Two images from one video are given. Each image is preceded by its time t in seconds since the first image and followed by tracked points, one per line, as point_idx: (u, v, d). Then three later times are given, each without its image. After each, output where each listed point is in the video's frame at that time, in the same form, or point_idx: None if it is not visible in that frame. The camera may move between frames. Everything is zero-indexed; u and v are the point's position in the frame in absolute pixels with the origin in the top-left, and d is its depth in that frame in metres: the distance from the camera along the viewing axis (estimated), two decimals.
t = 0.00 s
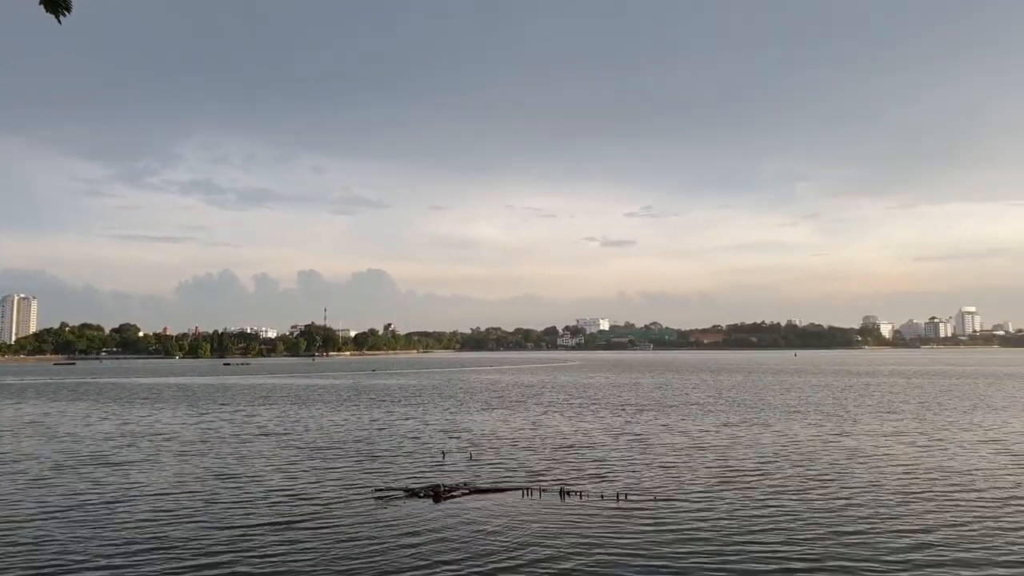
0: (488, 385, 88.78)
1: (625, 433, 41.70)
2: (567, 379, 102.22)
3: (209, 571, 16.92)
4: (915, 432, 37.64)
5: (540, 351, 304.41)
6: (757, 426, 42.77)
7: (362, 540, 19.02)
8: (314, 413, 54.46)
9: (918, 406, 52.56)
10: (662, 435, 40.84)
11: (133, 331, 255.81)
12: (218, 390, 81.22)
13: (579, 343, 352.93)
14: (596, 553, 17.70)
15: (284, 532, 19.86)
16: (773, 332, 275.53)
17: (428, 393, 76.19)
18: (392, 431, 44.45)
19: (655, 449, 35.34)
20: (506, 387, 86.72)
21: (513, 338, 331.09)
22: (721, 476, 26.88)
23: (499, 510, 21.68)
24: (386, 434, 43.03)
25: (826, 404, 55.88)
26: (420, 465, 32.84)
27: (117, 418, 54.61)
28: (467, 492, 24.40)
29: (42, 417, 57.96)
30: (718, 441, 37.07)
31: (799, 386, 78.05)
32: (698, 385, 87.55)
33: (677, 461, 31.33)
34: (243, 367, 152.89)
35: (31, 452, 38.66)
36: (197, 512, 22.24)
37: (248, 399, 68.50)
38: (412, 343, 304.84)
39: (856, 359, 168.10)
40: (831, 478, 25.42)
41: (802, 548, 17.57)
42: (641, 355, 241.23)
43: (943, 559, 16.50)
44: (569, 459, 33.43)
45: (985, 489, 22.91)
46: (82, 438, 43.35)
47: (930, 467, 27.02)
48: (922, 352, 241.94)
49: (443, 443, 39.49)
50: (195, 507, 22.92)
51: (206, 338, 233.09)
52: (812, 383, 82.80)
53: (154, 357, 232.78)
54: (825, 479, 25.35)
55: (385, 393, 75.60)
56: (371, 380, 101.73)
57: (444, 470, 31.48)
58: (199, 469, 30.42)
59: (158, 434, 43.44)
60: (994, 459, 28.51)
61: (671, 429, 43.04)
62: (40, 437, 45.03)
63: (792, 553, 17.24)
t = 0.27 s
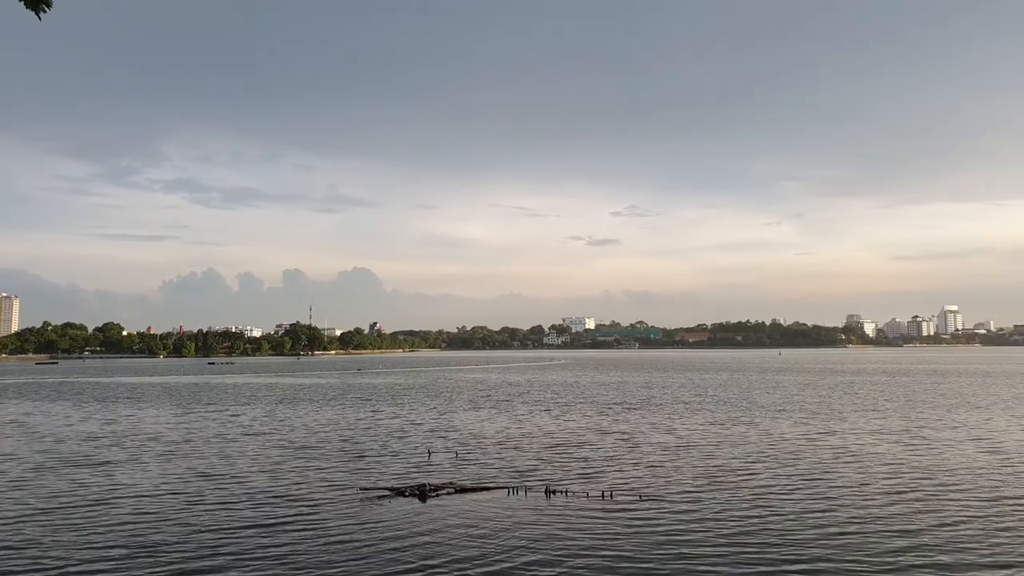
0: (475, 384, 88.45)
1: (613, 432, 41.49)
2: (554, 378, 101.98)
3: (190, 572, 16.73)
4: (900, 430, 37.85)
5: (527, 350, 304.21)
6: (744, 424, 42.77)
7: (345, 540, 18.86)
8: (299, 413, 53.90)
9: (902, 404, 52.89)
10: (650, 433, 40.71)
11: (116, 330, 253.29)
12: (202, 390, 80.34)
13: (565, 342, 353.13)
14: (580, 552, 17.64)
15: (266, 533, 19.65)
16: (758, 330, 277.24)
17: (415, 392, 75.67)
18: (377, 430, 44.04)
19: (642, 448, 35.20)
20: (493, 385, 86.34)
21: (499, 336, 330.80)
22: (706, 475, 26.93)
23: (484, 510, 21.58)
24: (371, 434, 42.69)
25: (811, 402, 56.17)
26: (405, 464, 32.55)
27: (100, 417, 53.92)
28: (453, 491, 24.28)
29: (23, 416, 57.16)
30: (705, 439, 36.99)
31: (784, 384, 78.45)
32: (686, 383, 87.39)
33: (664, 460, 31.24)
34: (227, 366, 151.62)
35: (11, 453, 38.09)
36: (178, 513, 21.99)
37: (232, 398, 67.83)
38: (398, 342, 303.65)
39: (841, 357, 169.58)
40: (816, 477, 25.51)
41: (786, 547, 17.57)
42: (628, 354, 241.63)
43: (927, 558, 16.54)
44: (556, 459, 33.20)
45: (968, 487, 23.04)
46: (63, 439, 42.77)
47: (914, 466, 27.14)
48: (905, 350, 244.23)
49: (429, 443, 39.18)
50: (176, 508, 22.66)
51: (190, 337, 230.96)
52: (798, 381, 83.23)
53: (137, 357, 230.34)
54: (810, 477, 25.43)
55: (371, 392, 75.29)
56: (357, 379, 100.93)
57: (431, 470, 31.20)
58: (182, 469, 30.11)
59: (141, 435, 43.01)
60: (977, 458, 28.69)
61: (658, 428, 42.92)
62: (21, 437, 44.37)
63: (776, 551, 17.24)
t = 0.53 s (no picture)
0: (466, 383, 88.17)
1: (605, 431, 41.40)
2: (545, 377, 101.79)
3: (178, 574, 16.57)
4: (890, 428, 38.04)
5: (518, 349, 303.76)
6: (735, 423, 42.75)
7: (336, 540, 18.75)
8: (289, 413, 53.58)
9: (891, 401, 53.19)
10: (642, 432, 40.63)
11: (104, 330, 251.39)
12: (191, 390, 79.74)
13: (556, 341, 352.97)
14: (572, 550, 17.60)
15: (256, 533, 19.52)
16: (747, 328, 278.47)
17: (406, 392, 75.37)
18: (368, 430, 43.76)
19: (634, 447, 35.11)
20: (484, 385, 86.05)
21: (490, 336, 330.25)
22: (697, 473, 26.96)
23: (475, 508, 21.52)
24: (362, 434, 42.43)
25: (801, 400, 56.39)
26: (396, 464, 32.35)
27: (87, 419, 53.42)
28: (444, 490, 24.22)
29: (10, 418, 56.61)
30: (697, 438, 36.96)
31: (774, 382, 78.80)
32: (678, 381, 87.37)
33: (656, 459, 31.16)
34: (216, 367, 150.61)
35: None
36: (167, 513, 21.83)
37: (222, 399, 67.35)
38: (388, 342, 302.60)
39: (830, 355, 170.67)
40: (807, 474, 25.58)
41: (778, 545, 17.60)
42: (618, 353, 241.52)
43: (918, 555, 16.59)
44: (547, 458, 33.09)
45: (957, 484, 23.14)
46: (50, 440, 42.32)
47: (904, 463, 27.25)
48: (893, 348, 245.83)
49: (420, 442, 38.98)
50: (165, 509, 22.49)
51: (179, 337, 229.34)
52: (787, 379, 83.61)
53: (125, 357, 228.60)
54: (801, 475, 25.50)
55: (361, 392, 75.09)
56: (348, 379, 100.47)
57: (422, 470, 31.01)
58: (170, 469, 29.93)
59: (130, 435, 42.73)
60: (967, 455, 28.84)
61: (650, 427, 42.84)
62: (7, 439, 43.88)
63: (767, 548, 17.26)
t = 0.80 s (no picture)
0: (457, 383, 88.07)
1: (597, 431, 41.46)
2: (537, 377, 101.76)
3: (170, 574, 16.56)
4: (881, 426, 38.25)
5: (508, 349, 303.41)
6: (726, 422, 42.92)
7: (326, 541, 18.69)
8: (280, 414, 53.39)
9: (883, 401, 53.49)
10: (634, 432, 40.70)
11: (92, 330, 249.48)
12: (180, 391, 79.28)
13: (547, 340, 352.84)
14: (563, 549, 17.64)
15: (245, 533, 19.44)
16: (738, 328, 279.43)
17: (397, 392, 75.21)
18: (360, 430, 43.68)
19: (626, 447, 35.18)
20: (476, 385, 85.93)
21: (481, 335, 329.70)
22: (687, 472, 27.11)
23: (466, 508, 21.53)
24: (353, 434, 42.35)
25: (792, 399, 56.61)
26: (388, 464, 32.33)
27: (75, 420, 53.02)
28: (435, 489, 24.22)
29: None
30: (689, 438, 37.07)
31: (766, 382, 79.00)
32: (670, 381, 87.52)
33: (647, 458, 31.25)
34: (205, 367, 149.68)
35: None
36: (156, 515, 21.75)
37: (212, 399, 67.01)
38: (379, 342, 301.65)
39: (823, 355, 171.49)
40: (797, 474, 25.73)
41: (768, 543, 17.66)
42: (609, 352, 241.45)
43: (908, 554, 16.66)
44: (539, 458, 33.12)
45: (948, 484, 23.26)
46: (38, 442, 42.01)
47: (894, 462, 27.40)
48: (883, 347, 246.99)
49: (412, 443, 38.94)
50: (154, 510, 22.42)
51: (167, 337, 227.85)
52: (779, 379, 83.97)
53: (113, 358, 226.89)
54: (792, 475, 25.61)
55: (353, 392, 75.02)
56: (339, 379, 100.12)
57: (414, 470, 30.99)
58: (160, 470, 29.84)
59: (119, 436, 42.57)
60: (958, 454, 29.03)
61: (642, 426, 42.91)
62: None
63: (758, 546, 17.39)
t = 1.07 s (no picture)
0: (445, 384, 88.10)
1: (584, 433, 41.65)
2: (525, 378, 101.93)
3: None
4: (866, 431, 38.60)
5: (496, 350, 303.26)
6: (712, 425, 43.18)
7: (310, 544, 18.71)
8: (266, 414, 53.29)
9: (868, 405, 53.95)
10: (620, 434, 40.92)
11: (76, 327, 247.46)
12: (166, 390, 78.85)
13: (535, 342, 352.98)
14: (546, 553, 17.75)
15: (232, 536, 19.53)
16: (724, 331, 280.59)
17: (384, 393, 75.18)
18: (347, 432, 43.66)
19: (612, 449, 35.41)
20: (464, 386, 85.98)
21: (469, 336, 329.36)
22: (672, 476, 27.31)
23: (451, 511, 21.61)
24: (340, 435, 42.37)
25: (777, 402, 57.04)
26: (375, 466, 32.40)
27: (60, 419, 52.70)
28: (419, 492, 24.29)
29: None
30: (675, 441, 37.34)
31: (752, 385, 79.42)
32: (657, 383, 87.92)
33: (632, 461, 31.49)
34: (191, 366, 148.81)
35: None
36: (138, 518, 21.68)
37: (198, 399, 66.72)
38: (366, 342, 300.75)
39: (810, 358, 172.56)
40: (780, 478, 25.97)
41: (749, 548, 17.84)
42: (596, 354, 241.75)
43: (888, 559, 16.88)
44: (526, 460, 33.28)
45: (929, 489, 23.54)
46: (22, 441, 41.76)
47: (877, 467, 27.69)
48: (868, 351, 248.86)
49: (399, 444, 39.01)
50: (136, 512, 22.33)
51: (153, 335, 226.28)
52: (765, 382, 84.49)
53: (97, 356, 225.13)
54: (775, 479, 25.85)
55: (339, 393, 74.89)
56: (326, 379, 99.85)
57: (401, 472, 31.08)
58: (142, 472, 29.71)
59: (102, 436, 42.34)
60: (940, 459, 29.35)
61: (628, 429, 43.16)
62: None
63: (741, 550, 17.65)
